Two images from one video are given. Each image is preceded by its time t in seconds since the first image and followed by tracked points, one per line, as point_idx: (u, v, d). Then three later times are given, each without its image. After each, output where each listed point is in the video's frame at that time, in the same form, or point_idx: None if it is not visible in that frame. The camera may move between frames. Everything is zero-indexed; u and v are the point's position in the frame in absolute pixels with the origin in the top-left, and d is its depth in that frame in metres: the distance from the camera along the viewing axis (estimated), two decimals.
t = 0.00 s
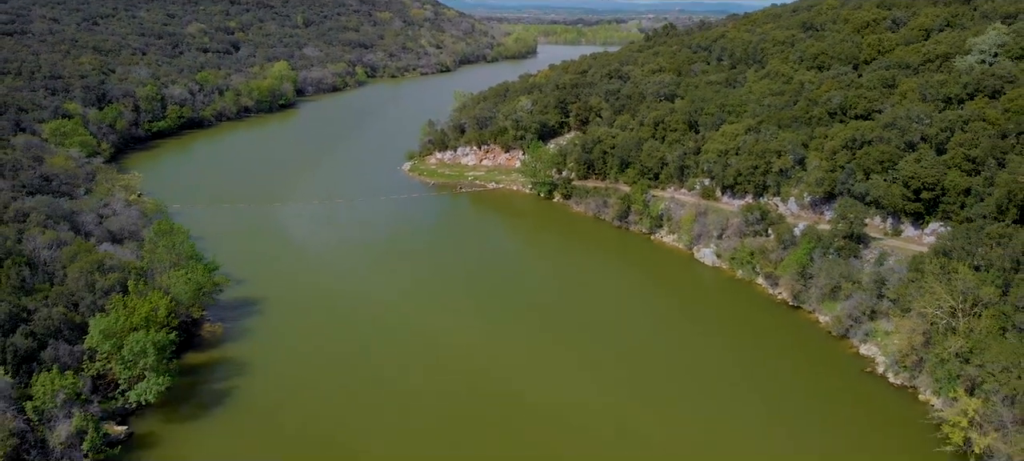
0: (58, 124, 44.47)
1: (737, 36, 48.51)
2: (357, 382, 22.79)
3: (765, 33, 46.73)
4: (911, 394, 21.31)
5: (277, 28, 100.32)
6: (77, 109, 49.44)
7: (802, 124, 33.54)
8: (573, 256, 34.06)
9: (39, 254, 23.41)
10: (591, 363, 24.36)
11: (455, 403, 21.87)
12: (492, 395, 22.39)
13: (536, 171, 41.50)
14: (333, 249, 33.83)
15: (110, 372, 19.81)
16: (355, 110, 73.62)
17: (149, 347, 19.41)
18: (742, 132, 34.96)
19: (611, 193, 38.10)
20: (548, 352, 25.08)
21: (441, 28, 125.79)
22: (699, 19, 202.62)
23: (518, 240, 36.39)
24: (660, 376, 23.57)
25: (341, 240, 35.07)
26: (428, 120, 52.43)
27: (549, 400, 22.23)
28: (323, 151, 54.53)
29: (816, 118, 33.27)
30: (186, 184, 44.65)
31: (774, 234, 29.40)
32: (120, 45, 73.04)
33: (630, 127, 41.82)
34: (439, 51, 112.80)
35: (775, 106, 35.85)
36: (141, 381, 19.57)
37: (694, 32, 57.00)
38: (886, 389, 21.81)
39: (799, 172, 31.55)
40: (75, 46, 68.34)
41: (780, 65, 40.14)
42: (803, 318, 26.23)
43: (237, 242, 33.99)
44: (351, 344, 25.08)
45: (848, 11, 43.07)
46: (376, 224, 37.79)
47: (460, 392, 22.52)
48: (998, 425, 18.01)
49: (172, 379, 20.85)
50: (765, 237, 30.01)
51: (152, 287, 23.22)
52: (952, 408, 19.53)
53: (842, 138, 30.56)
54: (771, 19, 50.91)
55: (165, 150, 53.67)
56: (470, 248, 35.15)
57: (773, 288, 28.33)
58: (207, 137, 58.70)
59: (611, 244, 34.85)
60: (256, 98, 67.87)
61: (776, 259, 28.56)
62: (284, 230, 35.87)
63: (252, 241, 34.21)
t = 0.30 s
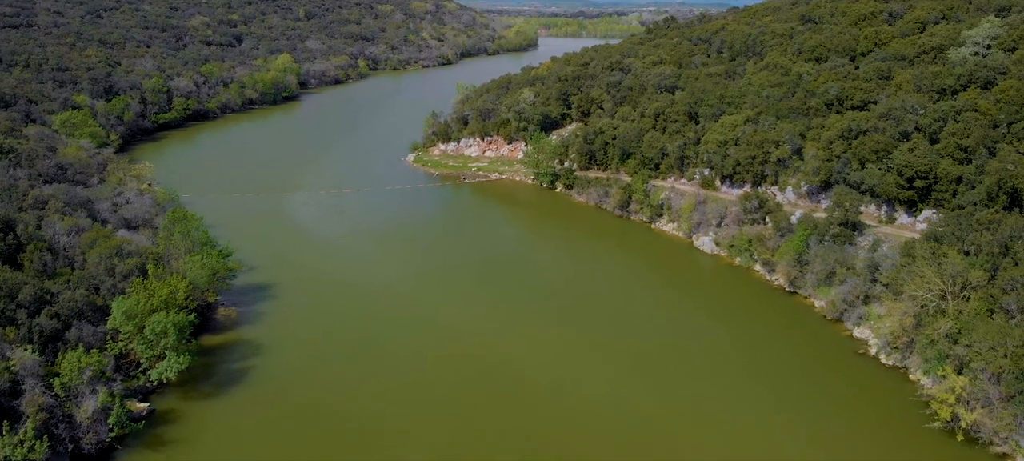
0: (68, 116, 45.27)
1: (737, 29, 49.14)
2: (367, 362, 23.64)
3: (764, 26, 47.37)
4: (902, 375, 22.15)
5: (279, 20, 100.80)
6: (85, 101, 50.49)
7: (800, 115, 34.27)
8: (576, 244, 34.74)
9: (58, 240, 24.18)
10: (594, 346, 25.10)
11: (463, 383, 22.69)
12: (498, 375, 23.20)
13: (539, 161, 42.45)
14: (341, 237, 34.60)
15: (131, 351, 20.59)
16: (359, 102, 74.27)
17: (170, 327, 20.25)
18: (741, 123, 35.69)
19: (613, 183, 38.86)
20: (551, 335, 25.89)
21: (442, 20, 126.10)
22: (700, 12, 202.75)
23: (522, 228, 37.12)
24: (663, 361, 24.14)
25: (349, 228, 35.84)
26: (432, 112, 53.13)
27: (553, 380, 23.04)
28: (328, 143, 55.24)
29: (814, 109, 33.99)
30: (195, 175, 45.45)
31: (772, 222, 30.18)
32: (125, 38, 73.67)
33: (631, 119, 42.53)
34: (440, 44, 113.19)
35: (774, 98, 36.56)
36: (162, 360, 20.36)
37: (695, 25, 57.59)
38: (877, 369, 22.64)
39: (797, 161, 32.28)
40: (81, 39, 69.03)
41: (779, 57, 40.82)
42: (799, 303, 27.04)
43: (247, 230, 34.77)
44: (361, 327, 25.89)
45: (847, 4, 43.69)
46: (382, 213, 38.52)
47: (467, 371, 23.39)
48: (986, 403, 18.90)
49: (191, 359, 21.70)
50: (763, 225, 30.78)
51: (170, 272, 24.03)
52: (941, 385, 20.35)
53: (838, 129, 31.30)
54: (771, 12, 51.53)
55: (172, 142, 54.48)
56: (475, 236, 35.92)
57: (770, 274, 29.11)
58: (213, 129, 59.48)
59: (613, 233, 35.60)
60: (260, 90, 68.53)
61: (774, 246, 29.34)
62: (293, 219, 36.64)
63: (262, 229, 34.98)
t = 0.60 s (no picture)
0: (77, 107, 46.00)
1: (737, 22, 49.76)
2: (378, 344, 24.48)
3: (764, 19, 48.00)
4: (894, 356, 22.98)
5: (281, 13, 101.28)
6: (94, 93, 51.26)
7: (798, 106, 34.97)
8: (579, 234, 35.41)
9: (76, 227, 24.91)
10: (596, 330, 25.88)
11: (470, 365, 23.49)
12: (503, 357, 24.06)
13: (542, 153, 43.48)
14: (348, 226, 35.34)
15: (152, 332, 21.43)
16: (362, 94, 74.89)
17: (189, 309, 21.08)
18: (740, 114, 36.39)
19: (614, 174, 39.59)
20: (553, 319, 26.66)
21: (444, 13, 126.40)
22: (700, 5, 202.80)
23: (525, 218, 37.83)
24: (666, 347, 24.74)
25: (356, 217, 36.57)
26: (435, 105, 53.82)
27: (557, 361, 23.85)
28: (332, 134, 55.96)
29: (812, 100, 34.69)
30: (203, 166, 46.23)
31: (770, 210, 30.94)
32: (129, 30, 74.25)
33: (632, 110, 43.22)
34: (442, 36, 113.62)
35: (772, 89, 37.26)
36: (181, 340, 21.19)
37: (695, 18, 58.19)
38: (870, 351, 23.48)
39: (794, 151, 33.00)
40: (87, 32, 69.66)
41: (778, 49, 41.47)
42: (795, 288, 27.84)
43: (257, 219, 35.58)
44: (371, 311, 26.72)
45: None
46: (388, 203, 39.26)
47: (473, 353, 24.23)
48: (974, 381, 19.76)
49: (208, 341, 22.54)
50: (761, 214, 31.55)
51: (186, 257, 24.84)
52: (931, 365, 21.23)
53: (835, 119, 32.03)
54: (770, 5, 52.12)
55: (179, 133, 55.24)
56: (479, 225, 36.65)
57: (767, 261, 29.91)
58: (219, 121, 60.22)
59: (614, 222, 36.37)
60: (264, 83, 69.16)
61: (771, 234, 30.13)
62: (301, 208, 37.39)
63: (271, 218, 35.77)
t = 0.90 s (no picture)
0: (86, 100, 46.71)
1: (737, 15, 50.42)
2: (388, 327, 25.33)
3: (763, 12, 48.62)
4: (886, 338, 23.81)
5: (283, 7, 101.80)
6: (102, 86, 52.01)
7: (796, 97, 35.68)
8: (581, 223, 36.20)
9: (94, 214, 25.67)
10: (598, 315, 26.71)
11: (477, 347, 24.33)
12: (509, 339, 24.91)
13: (544, 144, 44.27)
14: (357, 215, 36.13)
15: (171, 315, 22.25)
16: (364, 87, 75.50)
17: (207, 291, 21.90)
18: (739, 105, 37.12)
19: (615, 164, 40.33)
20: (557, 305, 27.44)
21: (445, 6, 126.72)
22: None
23: (529, 207, 38.62)
24: (667, 332, 25.48)
25: (365, 207, 37.35)
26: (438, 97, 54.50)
27: (561, 344, 24.68)
28: (337, 127, 56.68)
29: (810, 91, 35.38)
30: (212, 157, 47.03)
31: (768, 199, 31.71)
32: (134, 24, 74.85)
33: (633, 102, 43.90)
34: (444, 29, 114.07)
35: (771, 81, 37.96)
36: (199, 322, 21.98)
37: (696, 11, 58.78)
38: (864, 333, 24.29)
39: (792, 141, 33.71)
40: (92, 25, 70.26)
41: (777, 42, 42.15)
42: (792, 275, 28.64)
43: (267, 209, 36.37)
44: (381, 296, 27.53)
45: None
46: (394, 193, 40.01)
47: (480, 336, 25.08)
48: (962, 360, 20.62)
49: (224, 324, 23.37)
50: (759, 203, 32.31)
51: (200, 242, 25.61)
52: (921, 345, 22.08)
53: (832, 110, 32.75)
54: None
55: (185, 125, 55.90)
56: (484, 214, 37.43)
57: (765, 249, 30.68)
58: (225, 113, 60.94)
59: (615, 212, 37.14)
60: (268, 76, 69.78)
61: (769, 222, 30.94)
62: (310, 198, 38.19)
63: (282, 208, 36.60)
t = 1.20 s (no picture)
0: (95, 92, 47.41)
1: (737, 8, 51.06)
2: (397, 311, 26.17)
3: (763, 5, 49.27)
4: (879, 322, 24.63)
5: (285, 1, 102.26)
6: (110, 78, 52.73)
7: (794, 89, 36.40)
8: (583, 212, 36.98)
9: (112, 201, 26.46)
10: (600, 300, 27.53)
11: (484, 330, 25.17)
12: (514, 323, 25.74)
13: (546, 135, 45.02)
14: (363, 205, 36.89)
15: (188, 298, 23.09)
16: (367, 80, 76.12)
17: (223, 275, 22.74)
18: (738, 97, 37.82)
19: (617, 155, 41.06)
20: (561, 290, 28.24)
21: None
22: None
23: (531, 197, 39.38)
24: (667, 317, 26.28)
25: (372, 197, 38.11)
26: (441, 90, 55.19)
27: (564, 328, 25.52)
28: (341, 119, 57.39)
29: (808, 83, 36.08)
30: (218, 149, 47.76)
31: (765, 189, 32.47)
32: (139, 17, 75.45)
33: (634, 94, 44.59)
34: (444, 23, 114.28)
35: (769, 73, 38.66)
36: (216, 305, 22.78)
37: (696, 4, 59.37)
38: (858, 317, 25.08)
39: (790, 132, 34.42)
40: (97, 18, 70.85)
41: (776, 35, 42.83)
42: (788, 262, 29.44)
43: (275, 199, 37.16)
44: (389, 282, 28.34)
45: None
46: (399, 183, 40.76)
47: (486, 320, 25.91)
48: (952, 341, 21.45)
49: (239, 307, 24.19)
50: (757, 192, 33.09)
51: (215, 229, 26.41)
52: (912, 328, 22.90)
53: (829, 102, 33.48)
54: None
55: (191, 117, 56.59)
56: (488, 204, 38.21)
57: (763, 237, 31.45)
58: (230, 105, 61.61)
59: (616, 201, 37.92)
60: (272, 69, 70.34)
61: (766, 211, 31.72)
62: (317, 188, 38.96)
63: (290, 198, 37.38)
